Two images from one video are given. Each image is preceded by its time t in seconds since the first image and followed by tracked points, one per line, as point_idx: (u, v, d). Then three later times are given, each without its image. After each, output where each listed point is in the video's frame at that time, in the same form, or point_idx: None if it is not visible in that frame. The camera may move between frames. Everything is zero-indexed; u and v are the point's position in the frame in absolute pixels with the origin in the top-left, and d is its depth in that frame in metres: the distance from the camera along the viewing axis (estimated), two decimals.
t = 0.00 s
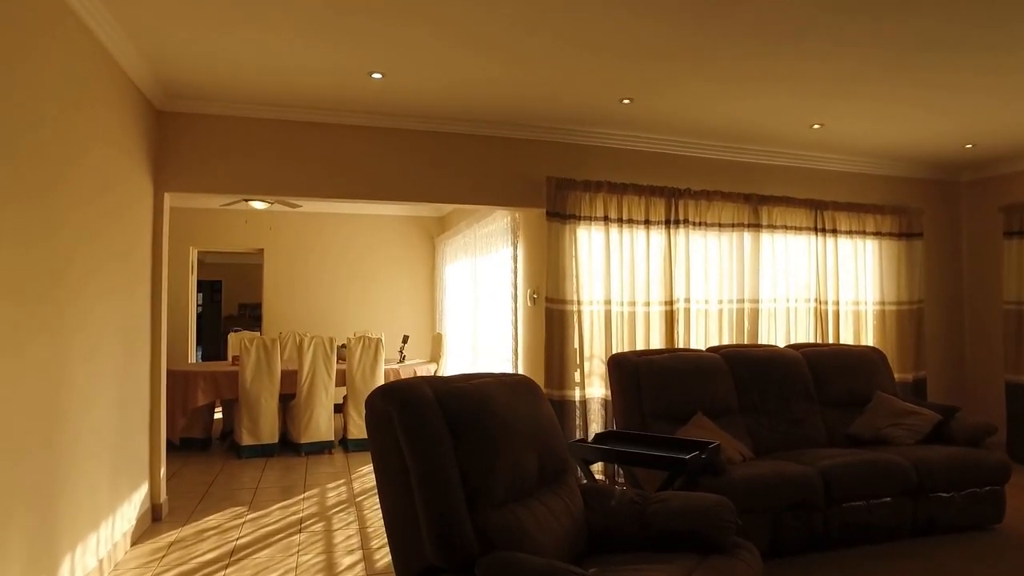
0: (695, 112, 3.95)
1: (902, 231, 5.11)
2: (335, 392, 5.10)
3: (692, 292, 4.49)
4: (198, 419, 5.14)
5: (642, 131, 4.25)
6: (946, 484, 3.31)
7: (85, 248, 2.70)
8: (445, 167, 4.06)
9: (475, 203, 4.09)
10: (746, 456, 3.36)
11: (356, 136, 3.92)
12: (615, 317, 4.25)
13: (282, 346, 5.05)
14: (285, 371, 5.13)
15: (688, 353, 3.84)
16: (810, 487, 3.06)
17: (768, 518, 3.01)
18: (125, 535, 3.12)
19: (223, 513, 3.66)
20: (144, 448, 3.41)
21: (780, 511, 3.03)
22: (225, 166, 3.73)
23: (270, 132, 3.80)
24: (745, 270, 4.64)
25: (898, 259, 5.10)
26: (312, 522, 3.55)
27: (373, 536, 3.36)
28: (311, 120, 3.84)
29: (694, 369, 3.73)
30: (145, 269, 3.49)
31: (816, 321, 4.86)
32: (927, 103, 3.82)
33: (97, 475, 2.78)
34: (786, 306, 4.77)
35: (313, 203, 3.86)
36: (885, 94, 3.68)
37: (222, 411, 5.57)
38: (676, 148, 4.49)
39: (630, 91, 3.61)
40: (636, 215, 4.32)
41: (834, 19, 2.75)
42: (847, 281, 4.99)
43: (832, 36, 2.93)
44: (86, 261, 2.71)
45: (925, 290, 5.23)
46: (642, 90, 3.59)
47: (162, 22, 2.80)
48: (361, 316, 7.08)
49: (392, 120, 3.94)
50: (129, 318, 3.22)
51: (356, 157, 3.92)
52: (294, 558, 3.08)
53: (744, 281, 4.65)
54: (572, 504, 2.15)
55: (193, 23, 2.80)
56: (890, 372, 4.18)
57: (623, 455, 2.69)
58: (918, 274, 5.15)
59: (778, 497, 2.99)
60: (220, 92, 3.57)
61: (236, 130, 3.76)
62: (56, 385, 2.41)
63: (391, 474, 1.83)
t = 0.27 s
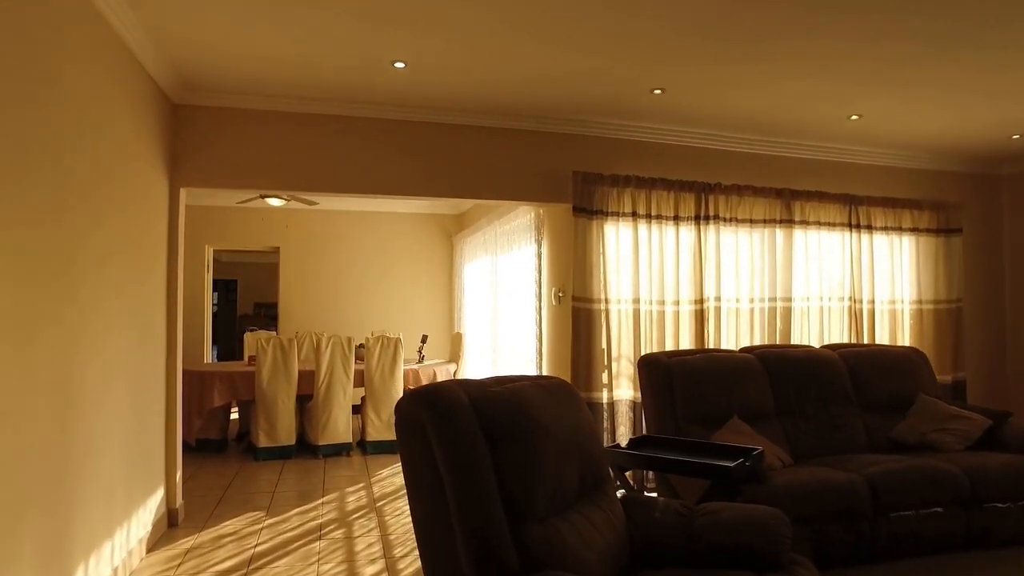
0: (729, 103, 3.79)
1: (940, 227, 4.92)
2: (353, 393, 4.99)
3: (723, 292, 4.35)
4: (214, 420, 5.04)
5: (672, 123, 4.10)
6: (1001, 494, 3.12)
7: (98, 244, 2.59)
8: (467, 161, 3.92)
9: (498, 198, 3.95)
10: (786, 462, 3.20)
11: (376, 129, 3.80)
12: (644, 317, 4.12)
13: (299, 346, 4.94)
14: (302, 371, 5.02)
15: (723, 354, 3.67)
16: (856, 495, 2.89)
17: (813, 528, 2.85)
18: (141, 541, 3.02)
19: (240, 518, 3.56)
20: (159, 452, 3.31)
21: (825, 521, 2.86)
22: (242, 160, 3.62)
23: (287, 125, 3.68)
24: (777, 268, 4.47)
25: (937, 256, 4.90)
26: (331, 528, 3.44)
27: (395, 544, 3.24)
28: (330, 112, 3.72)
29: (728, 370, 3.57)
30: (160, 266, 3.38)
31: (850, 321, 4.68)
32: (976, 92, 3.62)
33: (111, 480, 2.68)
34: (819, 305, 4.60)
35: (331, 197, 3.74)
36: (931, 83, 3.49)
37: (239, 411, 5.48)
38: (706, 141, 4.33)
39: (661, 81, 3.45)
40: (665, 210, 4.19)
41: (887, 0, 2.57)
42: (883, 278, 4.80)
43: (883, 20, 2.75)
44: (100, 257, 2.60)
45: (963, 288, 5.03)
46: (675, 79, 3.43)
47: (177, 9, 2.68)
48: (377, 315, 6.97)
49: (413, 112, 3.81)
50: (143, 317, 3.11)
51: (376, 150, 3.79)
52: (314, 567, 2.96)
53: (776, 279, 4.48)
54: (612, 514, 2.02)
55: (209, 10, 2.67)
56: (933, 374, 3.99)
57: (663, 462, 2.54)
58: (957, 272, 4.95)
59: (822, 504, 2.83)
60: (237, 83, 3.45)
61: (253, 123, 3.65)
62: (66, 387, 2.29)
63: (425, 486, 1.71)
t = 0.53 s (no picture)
0: (768, 94, 3.61)
1: (984, 223, 4.70)
2: (373, 395, 4.86)
3: (758, 291, 4.17)
4: (231, 422, 4.93)
5: (706, 115, 3.93)
6: None
7: (113, 240, 2.47)
8: (493, 155, 3.78)
9: (525, 193, 3.80)
10: (834, 470, 3.02)
11: (399, 122, 3.66)
12: (676, 317, 3.97)
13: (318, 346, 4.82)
14: (321, 372, 4.89)
15: (762, 356, 3.49)
16: (913, 507, 2.70)
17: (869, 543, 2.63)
18: (157, 551, 2.90)
19: (259, 525, 3.44)
20: (176, 457, 3.19)
21: (882, 536, 2.65)
22: (261, 155, 3.49)
23: (308, 118, 3.56)
24: (815, 266, 4.29)
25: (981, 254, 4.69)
26: (354, 537, 3.30)
27: (420, 554, 3.10)
28: (352, 105, 3.59)
29: (768, 373, 3.40)
30: (176, 264, 3.27)
31: (891, 321, 4.48)
32: None
33: (126, 489, 2.56)
34: (858, 305, 4.40)
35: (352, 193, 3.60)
36: (987, 70, 3.30)
37: (256, 413, 5.37)
38: (741, 134, 4.15)
39: (699, 70, 3.28)
40: (698, 206, 4.02)
41: None
42: (924, 277, 4.59)
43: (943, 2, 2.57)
44: (115, 255, 2.49)
45: (1009, 287, 4.81)
46: (713, 68, 3.26)
47: None
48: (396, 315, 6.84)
49: (437, 104, 3.67)
50: (160, 317, 2.99)
51: (399, 144, 3.66)
52: None
53: (814, 277, 4.29)
54: (663, 532, 1.86)
55: None
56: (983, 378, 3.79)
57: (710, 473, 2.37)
58: (1003, 270, 4.73)
59: (877, 516, 2.64)
60: (256, 75, 3.33)
61: (272, 116, 3.53)
62: (79, 390, 2.18)
63: (466, 510, 1.55)
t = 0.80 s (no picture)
0: (810, 84, 3.41)
1: None
2: (392, 397, 4.72)
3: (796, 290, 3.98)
4: (248, 425, 4.81)
5: (742, 105, 3.75)
6: None
7: (125, 238, 2.34)
8: (518, 148, 3.62)
9: (552, 188, 3.64)
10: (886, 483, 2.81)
11: (422, 115, 3.52)
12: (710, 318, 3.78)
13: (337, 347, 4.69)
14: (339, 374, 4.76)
15: (805, 359, 3.30)
16: (977, 524, 2.49)
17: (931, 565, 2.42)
18: (171, 562, 2.78)
19: (277, 534, 3.31)
20: (191, 463, 3.07)
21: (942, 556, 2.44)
22: (278, 149, 3.36)
23: (327, 110, 3.42)
24: (855, 264, 4.08)
25: None
26: (375, 547, 3.16)
27: (445, 567, 2.95)
28: (372, 97, 3.45)
29: (812, 376, 3.20)
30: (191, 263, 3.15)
31: (934, 322, 4.27)
32: None
33: (138, 499, 2.44)
34: (900, 304, 4.19)
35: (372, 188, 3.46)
36: None
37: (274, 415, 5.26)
38: (778, 125, 3.96)
39: (739, 59, 3.10)
40: (733, 201, 3.84)
41: None
42: (969, 275, 4.37)
43: None
44: (127, 253, 2.36)
45: None
46: (754, 57, 3.07)
47: None
48: (415, 315, 6.71)
49: (460, 96, 3.52)
50: (174, 318, 2.87)
51: (421, 137, 3.51)
52: None
53: (854, 276, 4.09)
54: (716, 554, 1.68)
55: None
56: None
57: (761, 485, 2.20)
58: None
59: (938, 536, 2.43)
60: (273, 66, 3.19)
61: (290, 108, 3.39)
62: (87, 398, 2.04)
63: (509, 540, 1.40)
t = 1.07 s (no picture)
0: (854, 70, 3.21)
1: None
2: (411, 400, 4.57)
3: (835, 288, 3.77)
4: (263, 428, 4.69)
5: (778, 93, 3.55)
6: None
7: (130, 233, 2.20)
8: (542, 139, 3.45)
9: (578, 181, 3.47)
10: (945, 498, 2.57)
11: (442, 105, 3.36)
12: (745, 317, 3.59)
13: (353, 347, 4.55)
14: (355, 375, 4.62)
15: (849, 361, 3.10)
16: None
17: None
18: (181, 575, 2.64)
19: (292, 544, 3.17)
20: (202, 469, 2.94)
21: None
22: (293, 141, 3.22)
23: (343, 100, 3.27)
24: (898, 261, 3.87)
25: None
26: (394, 559, 3.01)
27: None
28: (390, 86, 3.29)
29: (858, 380, 3.00)
30: (203, 260, 3.02)
31: (982, 321, 4.04)
32: None
33: (145, 510, 2.30)
34: (946, 303, 3.97)
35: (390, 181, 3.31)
36: None
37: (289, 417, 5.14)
38: (816, 114, 3.75)
39: (780, 43, 2.90)
40: (768, 195, 3.64)
41: None
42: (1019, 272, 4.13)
43: None
44: (133, 249, 2.23)
45: None
46: (796, 40, 2.88)
47: None
48: (432, 314, 6.56)
49: (482, 86, 3.36)
50: (183, 318, 2.74)
51: (441, 128, 3.35)
52: None
53: (896, 273, 3.87)
54: None
55: None
56: None
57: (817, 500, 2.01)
58: None
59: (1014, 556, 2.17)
60: (288, 53, 3.05)
61: (305, 99, 3.25)
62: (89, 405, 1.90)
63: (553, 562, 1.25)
